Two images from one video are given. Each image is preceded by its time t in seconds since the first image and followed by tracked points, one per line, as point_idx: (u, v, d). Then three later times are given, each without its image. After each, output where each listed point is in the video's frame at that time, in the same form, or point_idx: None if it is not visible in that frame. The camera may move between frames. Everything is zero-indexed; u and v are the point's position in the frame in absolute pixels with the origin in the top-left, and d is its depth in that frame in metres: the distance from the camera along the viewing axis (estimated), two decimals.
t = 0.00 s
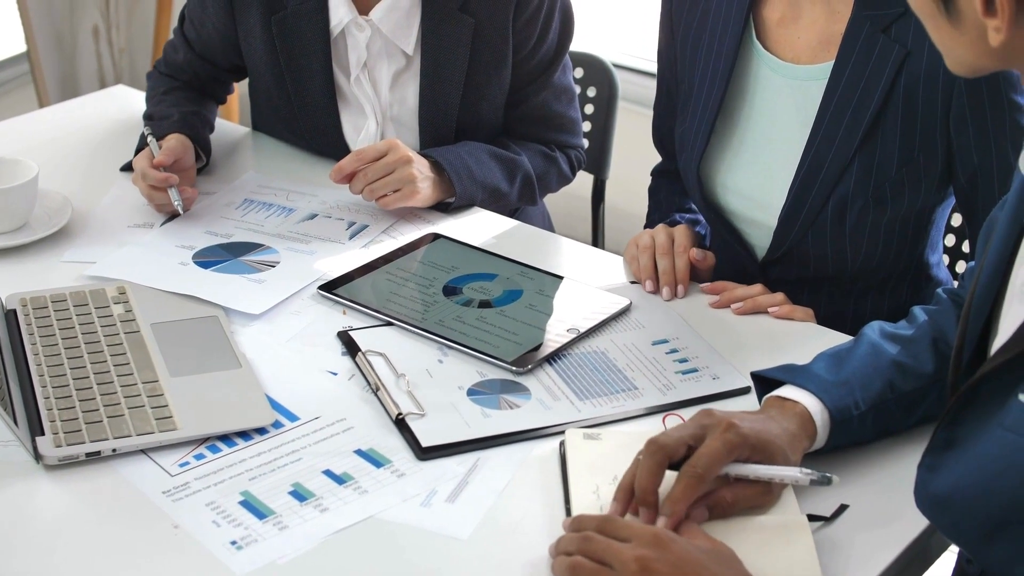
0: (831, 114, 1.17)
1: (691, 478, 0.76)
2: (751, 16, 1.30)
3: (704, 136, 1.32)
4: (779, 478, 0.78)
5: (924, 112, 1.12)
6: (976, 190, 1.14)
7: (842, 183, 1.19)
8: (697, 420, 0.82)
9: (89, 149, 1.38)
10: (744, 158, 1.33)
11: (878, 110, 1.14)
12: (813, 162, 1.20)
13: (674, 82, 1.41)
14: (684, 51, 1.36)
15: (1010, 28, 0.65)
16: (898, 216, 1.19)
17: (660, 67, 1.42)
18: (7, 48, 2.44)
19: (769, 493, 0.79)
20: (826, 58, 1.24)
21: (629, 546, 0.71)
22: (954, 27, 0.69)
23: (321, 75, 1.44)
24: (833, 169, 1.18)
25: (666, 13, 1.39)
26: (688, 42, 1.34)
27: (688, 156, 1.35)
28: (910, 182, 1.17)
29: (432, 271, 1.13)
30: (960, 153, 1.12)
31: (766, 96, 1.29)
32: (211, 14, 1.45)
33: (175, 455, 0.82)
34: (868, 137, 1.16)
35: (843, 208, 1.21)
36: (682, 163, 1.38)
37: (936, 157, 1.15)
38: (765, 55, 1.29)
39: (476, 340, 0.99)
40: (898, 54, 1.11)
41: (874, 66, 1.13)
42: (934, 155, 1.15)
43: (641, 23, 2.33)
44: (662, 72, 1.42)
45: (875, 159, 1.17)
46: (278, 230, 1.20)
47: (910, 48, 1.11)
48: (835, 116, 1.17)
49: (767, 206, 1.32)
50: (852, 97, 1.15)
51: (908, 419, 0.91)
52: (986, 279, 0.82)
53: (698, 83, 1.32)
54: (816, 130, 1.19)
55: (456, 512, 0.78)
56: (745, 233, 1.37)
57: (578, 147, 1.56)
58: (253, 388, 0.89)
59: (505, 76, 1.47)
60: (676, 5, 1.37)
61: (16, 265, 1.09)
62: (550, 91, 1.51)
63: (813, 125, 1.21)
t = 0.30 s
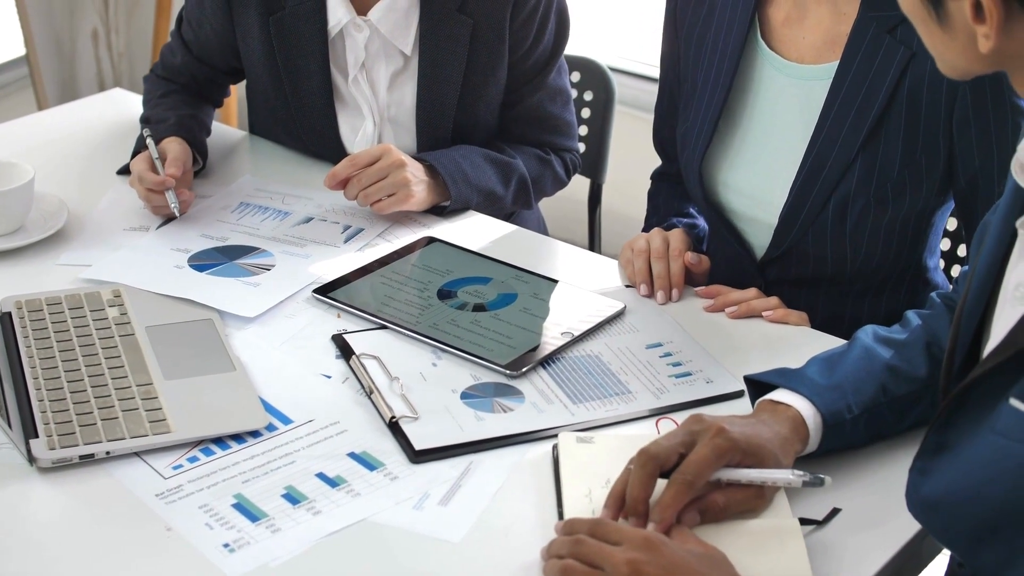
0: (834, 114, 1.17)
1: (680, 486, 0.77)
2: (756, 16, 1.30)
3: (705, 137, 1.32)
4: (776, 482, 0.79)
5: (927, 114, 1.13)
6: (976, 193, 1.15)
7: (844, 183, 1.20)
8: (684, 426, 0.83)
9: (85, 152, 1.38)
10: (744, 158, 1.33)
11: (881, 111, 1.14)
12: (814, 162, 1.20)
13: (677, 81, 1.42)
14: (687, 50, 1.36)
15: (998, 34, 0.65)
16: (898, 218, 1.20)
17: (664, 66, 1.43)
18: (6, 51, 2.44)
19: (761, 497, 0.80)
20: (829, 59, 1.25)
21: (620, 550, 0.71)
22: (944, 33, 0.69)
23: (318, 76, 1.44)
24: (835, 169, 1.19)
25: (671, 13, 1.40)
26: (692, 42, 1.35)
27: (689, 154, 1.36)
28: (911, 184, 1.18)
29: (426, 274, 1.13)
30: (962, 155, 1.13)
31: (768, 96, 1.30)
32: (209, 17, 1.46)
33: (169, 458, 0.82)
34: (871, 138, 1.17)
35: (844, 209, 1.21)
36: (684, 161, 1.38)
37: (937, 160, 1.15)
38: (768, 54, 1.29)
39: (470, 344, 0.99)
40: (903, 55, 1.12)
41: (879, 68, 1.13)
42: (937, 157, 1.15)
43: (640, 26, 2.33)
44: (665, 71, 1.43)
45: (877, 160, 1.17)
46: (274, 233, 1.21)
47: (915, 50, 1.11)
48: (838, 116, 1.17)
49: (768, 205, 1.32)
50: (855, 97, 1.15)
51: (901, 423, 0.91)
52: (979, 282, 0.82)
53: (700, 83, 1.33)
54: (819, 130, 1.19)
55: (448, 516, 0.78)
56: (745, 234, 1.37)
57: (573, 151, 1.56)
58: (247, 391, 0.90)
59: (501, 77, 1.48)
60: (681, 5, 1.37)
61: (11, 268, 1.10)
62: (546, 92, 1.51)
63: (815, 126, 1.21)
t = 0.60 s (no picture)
0: (841, 108, 1.17)
1: (673, 487, 0.77)
2: (765, 12, 1.31)
3: (710, 132, 1.33)
4: (767, 483, 0.79)
5: (932, 114, 1.13)
6: (978, 194, 1.15)
7: (848, 179, 1.20)
8: (677, 428, 0.83)
9: (84, 153, 1.39)
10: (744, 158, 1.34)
11: (888, 108, 1.14)
12: (819, 157, 1.20)
13: (683, 81, 1.42)
14: (695, 48, 1.36)
15: (992, 37, 0.64)
16: (900, 217, 1.20)
17: (669, 64, 1.43)
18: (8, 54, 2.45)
19: (754, 498, 0.80)
20: (837, 56, 1.25)
21: (613, 550, 0.71)
22: (938, 34, 0.68)
23: (318, 79, 1.45)
24: (839, 165, 1.19)
25: (677, 9, 1.40)
26: (698, 37, 1.35)
27: (694, 147, 1.36)
28: (914, 183, 1.18)
29: (423, 275, 1.13)
30: (967, 155, 1.13)
31: (776, 92, 1.30)
32: (209, 19, 1.46)
33: (163, 457, 0.82)
34: (876, 135, 1.17)
35: (847, 205, 1.21)
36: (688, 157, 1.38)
37: (941, 160, 1.15)
38: (777, 50, 1.30)
39: (466, 344, 1.00)
40: (911, 52, 1.12)
41: (886, 64, 1.13)
42: (941, 157, 1.15)
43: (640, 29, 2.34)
44: (671, 70, 1.43)
45: (882, 158, 1.17)
46: (270, 235, 1.21)
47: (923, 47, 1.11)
48: (845, 111, 1.17)
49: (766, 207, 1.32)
50: (862, 93, 1.15)
51: (895, 425, 0.92)
52: (973, 283, 0.82)
53: (707, 76, 1.33)
54: (825, 125, 1.19)
55: (442, 516, 0.78)
56: (744, 227, 1.37)
57: (571, 154, 1.56)
58: (242, 392, 0.90)
59: (500, 81, 1.48)
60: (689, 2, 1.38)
61: (9, 268, 1.10)
62: (545, 96, 1.52)
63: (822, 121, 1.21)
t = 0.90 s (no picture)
0: (854, 102, 1.16)
1: (667, 487, 0.77)
2: (779, 7, 1.31)
3: (718, 128, 1.33)
4: (762, 484, 0.79)
5: (943, 111, 1.12)
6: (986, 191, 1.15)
7: (857, 173, 1.19)
8: (673, 427, 0.83)
9: (83, 154, 1.39)
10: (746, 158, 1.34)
11: (899, 103, 1.14)
12: (830, 150, 1.19)
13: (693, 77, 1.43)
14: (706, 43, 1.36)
15: (985, 38, 0.64)
16: (907, 214, 1.19)
17: (680, 59, 1.43)
18: (8, 56, 2.45)
19: (749, 498, 0.80)
20: (851, 52, 1.25)
21: (607, 550, 0.71)
22: (933, 34, 0.68)
23: (317, 79, 1.45)
24: (849, 159, 1.18)
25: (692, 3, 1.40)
26: (709, 35, 1.35)
27: (702, 142, 1.36)
28: (923, 181, 1.17)
29: (420, 276, 1.14)
30: (977, 152, 1.12)
31: (788, 86, 1.30)
32: (209, 20, 1.46)
33: (160, 457, 0.83)
34: (887, 130, 1.16)
35: (855, 200, 1.20)
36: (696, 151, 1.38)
37: (951, 157, 1.15)
38: (790, 45, 1.29)
39: (463, 344, 1.00)
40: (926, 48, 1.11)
41: (900, 59, 1.13)
42: (950, 155, 1.14)
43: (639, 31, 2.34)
44: (681, 64, 1.43)
45: (892, 153, 1.17)
46: (269, 235, 1.21)
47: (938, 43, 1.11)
48: (857, 104, 1.16)
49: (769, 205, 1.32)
50: (875, 87, 1.15)
51: (891, 426, 0.92)
52: (968, 282, 0.82)
53: (717, 72, 1.33)
54: (837, 118, 1.18)
55: (438, 516, 0.78)
56: (751, 219, 1.38)
57: (570, 156, 1.57)
58: (239, 391, 0.90)
59: (500, 83, 1.48)
60: None
61: (7, 268, 1.10)
62: (544, 99, 1.52)
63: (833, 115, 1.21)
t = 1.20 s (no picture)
0: (858, 100, 1.16)
1: (666, 489, 0.77)
2: (782, 7, 1.31)
3: (721, 130, 1.33)
4: (760, 485, 0.79)
5: (947, 110, 1.12)
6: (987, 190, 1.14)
7: (861, 172, 1.19)
8: (673, 428, 0.83)
9: (85, 155, 1.39)
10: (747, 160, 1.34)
11: (903, 101, 1.14)
12: (834, 148, 1.19)
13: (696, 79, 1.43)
14: (709, 44, 1.36)
15: (985, 38, 0.63)
16: (910, 214, 1.19)
17: (683, 60, 1.43)
18: (12, 58, 2.45)
19: (749, 500, 0.80)
20: (854, 52, 1.25)
21: (606, 551, 0.71)
22: (932, 36, 0.67)
23: (319, 80, 1.45)
24: (853, 157, 1.18)
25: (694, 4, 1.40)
26: (713, 35, 1.35)
27: (705, 142, 1.36)
28: (925, 180, 1.17)
29: (421, 277, 1.14)
30: (980, 151, 1.12)
31: (792, 85, 1.30)
32: (211, 20, 1.47)
33: (160, 457, 0.83)
34: (890, 129, 1.16)
35: (858, 199, 1.20)
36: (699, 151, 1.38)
37: (953, 156, 1.15)
38: (793, 44, 1.30)
39: (463, 346, 1.00)
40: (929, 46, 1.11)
41: (904, 57, 1.13)
42: (953, 155, 1.14)
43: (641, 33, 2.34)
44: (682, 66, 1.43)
45: (895, 152, 1.17)
46: (270, 236, 1.22)
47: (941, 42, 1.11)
48: (861, 103, 1.16)
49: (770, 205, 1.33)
50: (879, 86, 1.15)
51: (890, 428, 0.92)
52: (968, 283, 0.82)
53: (721, 71, 1.33)
54: (841, 116, 1.18)
55: (437, 517, 0.79)
56: (755, 218, 1.38)
57: (572, 159, 1.57)
58: (239, 392, 0.90)
59: (502, 84, 1.49)
60: None
61: (9, 268, 1.11)
62: (546, 101, 1.52)
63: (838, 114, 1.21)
